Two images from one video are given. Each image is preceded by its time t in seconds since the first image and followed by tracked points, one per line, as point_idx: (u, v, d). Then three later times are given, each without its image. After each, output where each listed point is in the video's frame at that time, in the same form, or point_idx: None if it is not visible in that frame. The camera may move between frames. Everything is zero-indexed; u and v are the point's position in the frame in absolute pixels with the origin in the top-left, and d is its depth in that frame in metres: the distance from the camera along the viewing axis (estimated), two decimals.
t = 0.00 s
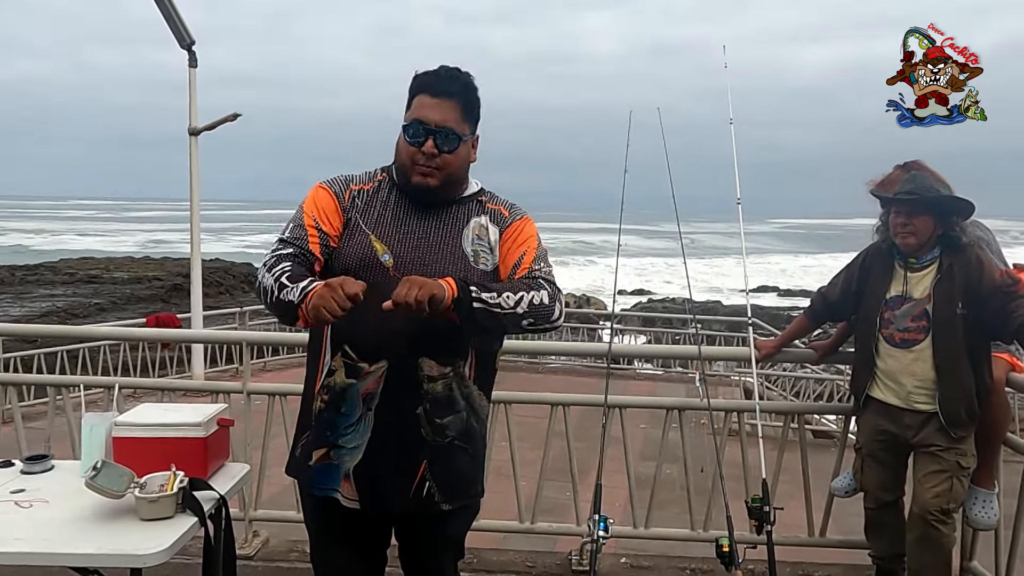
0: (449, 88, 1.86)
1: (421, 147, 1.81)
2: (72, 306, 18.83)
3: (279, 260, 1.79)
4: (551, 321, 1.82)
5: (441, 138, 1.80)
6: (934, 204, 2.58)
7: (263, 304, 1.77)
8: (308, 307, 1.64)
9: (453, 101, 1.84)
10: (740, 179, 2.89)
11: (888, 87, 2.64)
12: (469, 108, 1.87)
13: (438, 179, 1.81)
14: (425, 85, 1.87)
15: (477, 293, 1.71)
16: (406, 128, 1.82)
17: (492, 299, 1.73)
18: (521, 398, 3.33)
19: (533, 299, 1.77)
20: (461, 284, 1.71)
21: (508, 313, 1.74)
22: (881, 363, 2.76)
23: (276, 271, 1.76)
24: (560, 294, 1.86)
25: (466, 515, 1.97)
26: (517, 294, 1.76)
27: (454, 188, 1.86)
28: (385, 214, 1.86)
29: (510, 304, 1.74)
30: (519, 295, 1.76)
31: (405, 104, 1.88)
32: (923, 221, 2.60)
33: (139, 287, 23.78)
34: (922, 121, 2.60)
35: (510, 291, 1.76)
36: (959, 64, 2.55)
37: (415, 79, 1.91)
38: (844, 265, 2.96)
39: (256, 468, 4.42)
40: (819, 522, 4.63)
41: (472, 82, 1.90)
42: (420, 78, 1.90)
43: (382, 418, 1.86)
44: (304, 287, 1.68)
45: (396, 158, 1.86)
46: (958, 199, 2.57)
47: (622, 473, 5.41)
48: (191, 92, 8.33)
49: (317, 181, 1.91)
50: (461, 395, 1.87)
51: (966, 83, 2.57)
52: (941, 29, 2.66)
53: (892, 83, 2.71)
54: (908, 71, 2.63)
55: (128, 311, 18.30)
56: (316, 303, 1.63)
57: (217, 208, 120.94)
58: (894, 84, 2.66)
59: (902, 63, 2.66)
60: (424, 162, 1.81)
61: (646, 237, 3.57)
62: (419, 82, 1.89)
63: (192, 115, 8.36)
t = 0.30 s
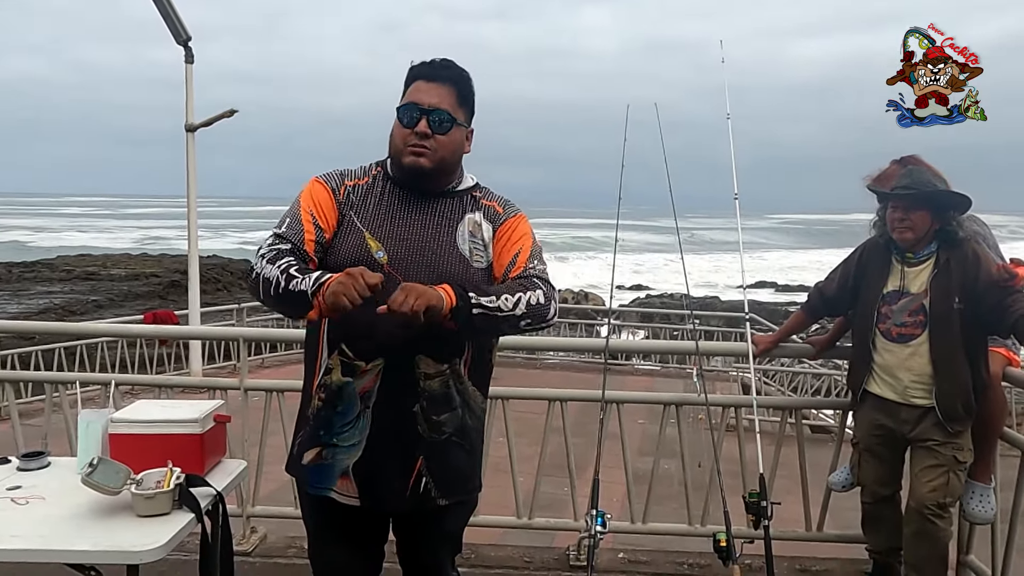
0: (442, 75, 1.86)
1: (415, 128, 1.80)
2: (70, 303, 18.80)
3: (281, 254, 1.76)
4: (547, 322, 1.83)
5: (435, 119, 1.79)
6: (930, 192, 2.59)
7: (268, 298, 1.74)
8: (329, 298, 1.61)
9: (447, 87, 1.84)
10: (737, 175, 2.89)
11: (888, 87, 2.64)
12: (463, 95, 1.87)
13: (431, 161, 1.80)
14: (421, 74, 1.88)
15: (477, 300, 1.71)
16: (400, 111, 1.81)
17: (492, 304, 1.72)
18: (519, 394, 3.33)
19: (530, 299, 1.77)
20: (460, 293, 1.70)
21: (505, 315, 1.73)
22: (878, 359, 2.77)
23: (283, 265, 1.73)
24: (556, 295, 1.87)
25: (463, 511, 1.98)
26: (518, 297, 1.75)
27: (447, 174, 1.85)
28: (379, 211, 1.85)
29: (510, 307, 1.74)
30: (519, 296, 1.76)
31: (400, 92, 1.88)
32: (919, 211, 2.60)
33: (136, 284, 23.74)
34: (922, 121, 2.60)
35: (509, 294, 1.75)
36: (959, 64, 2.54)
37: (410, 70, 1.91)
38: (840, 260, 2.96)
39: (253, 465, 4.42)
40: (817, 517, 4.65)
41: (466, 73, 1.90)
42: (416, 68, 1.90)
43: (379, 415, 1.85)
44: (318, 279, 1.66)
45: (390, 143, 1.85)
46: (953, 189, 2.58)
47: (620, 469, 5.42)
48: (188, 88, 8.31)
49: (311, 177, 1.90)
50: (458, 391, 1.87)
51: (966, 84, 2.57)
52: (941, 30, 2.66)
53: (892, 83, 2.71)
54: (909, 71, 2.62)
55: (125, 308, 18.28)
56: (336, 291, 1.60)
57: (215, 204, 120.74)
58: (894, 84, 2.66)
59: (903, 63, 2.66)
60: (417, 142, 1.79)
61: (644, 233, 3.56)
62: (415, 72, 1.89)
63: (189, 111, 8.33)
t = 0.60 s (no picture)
0: (438, 72, 1.86)
1: (411, 125, 1.80)
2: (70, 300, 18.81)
3: (282, 254, 1.76)
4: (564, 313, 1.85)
5: (431, 117, 1.79)
6: (928, 191, 2.59)
7: (276, 293, 1.73)
8: (365, 278, 1.63)
9: (443, 83, 1.84)
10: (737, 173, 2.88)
11: (888, 86, 2.64)
12: (459, 92, 1.87)
13: (428, 159, 1.80)
14: (416, 71, 1.88)
15: (532, 322, 1.69)
16: (396, 109, 1.81)
17: (539, 319, 1.72)
18: (518, 393, 3.33)
19: (558, 299, 1.80)
20: (519, 325, 1.67)
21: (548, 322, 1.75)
22: (877, 358, 2.77)
23: (290, 263, 1.73)
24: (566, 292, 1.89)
25: (461, 510, 1.97)
26: (550, 301, 1.77)
27: (444, 171, 1.84)
28: (375, 209, 1.86)
29: (552, 313, 1.76)
30: (551, 300, 1.78)
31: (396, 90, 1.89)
32: (918, 211, 2.60)
33: (137, 281, 23.74)
34: (922, 121, 2.60)
35: (543, 299, 1.76)
36: (959, 65, 2.54)
37: (405, 67, 1.91)
38: (840, 259, 2.96)
39: (253, 463, 4.42)
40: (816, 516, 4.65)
41: (461, 69, 1.90)
42: (411, 65, 1.90)
43: (372, 414, 1.85)
44: (340, 270, 1.68)
45: (386, 142, 1.85)
46: (951, 187, 2.57)
47: (619, 467, 5.42)
48: (189, 86, 8.30)
49: (307, 178, 1.90)
50: (453, 391, 1.86)
51: (966, 84, 2.57)
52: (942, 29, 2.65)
53: (892, 82, 2.71)
54: (908, 71, 2.62)
55: (125, 306, 18.29)
56: (370, 274, 1.62)
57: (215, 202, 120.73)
58: (894, 84, 2.66)
59: (903, 63, 2.65)
60: (414, 140, 1.79)
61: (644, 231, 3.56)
62: (410, 69, 1.89)
63: (189, 109, 8.33)
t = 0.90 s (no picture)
0: (438, 75, 1.87)
1: (412, 129, 1.81)
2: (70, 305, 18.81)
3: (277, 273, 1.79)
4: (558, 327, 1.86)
5: (431, 120, 1.80)
6: (926, 195, 2.59)
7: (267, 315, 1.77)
8: (288, 315, 1.67)
9: (443, 87, 1.85)
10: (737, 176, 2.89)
11: (888, 86, 2.65)
12: (459, 95, 1.87)
13: (429, 161, 1.80)
14: (416, 76, 1.89)
15: (491, 303, 1.72)
16: (396, 113, 1.82)
17: (507, 308, 1.74)
18: (518, 397, 3.33)
19: (545, 305, 1.80)
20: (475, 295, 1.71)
21: (519, 318, 1.75)
22: (877, 362, 2.77)
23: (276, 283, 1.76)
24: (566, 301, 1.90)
25: (461, 517, 1.97)
26: (530, 301, 1.78)
27: (445, 174, 1.85)
28: (375, 214, 1.86)
29: (524, 311, 1.76)
30: (532, 300, 1.78)
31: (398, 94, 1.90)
32: (917, 215, 2.61)
33: (137, 286, 23.73)
34: (922, 121, 2.61)
35: (524, 297, 1.77)
36: (959, 64, 2.55)
37: (406, 71, 1.92)
38: (841, 263, 2.97)
39: (253, 468, 4.42)
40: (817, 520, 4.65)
41: (461, 73, 1.91)
42: (412, 70, 1.91)
43: (374, 419, 1.85)
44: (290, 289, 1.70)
45: (388, 146, 1.86)
46: (950, 191, 2.58)
47: (619, 472, 5.41)
48: (189, 91, 8.32)
49: (306, 189, 1.92)
50: (454, 396, 1.86)
51: (966, 83, 2.58)
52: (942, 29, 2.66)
53: (892, 83, 2.72)
54: (909, 70, 2.63)
55: (125, 311, 18.27)
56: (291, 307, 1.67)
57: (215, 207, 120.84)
58: (894, 83, 2.67)
59: (903, 63, 2.66)
60: (415, 143, 1.80)
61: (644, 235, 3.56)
62: (411, 73, 1.90)
63: (189, 114, 8.35)
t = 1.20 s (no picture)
0: (436, 75, 1.87)
1: (411, 129, 1.81)
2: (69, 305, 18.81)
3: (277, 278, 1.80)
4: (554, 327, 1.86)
5: (430, 120, 1.80)
6: (925, 194, 2.60)
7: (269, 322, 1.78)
8: (296, 328, 1.67)
9: (442, 86, 1.85)
10: (736, 175, 2.89)
11: (888, 87, 2.65)
12: (457, 95, 1.87)
13: (428, 161, 1.80)
14: (415, 75, 1.89)
15: (490, 302, 1.72)
16: (395, 112, 1.82)
17: (505, 308, 1.74)
18: (518, 397, 3.33)
19: (541, 305, 1.79)
20: (474, 293, 1.71)
21: (518, 321, 1.75)
22: (876, 361, 2.77)
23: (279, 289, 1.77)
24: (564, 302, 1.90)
25: (461, 516, 1.97)
26: (529, 301, 1.78)
27: (443, 173, 1.85)
28: (373, 213, 1.86)
29: (522, 311, 1.76)
30: (531, 301, 1.78)
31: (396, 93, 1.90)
32: (916, 214, 2.61)
33: (136, 285, 23.71)
34: (922, 121, 2.60)
35: (522, 298, 1.77)
36: (959, 64, 2.55)
37: (405, 70, 1.92)
38: (840, 262, 2.97)
39: (253, 467, 4.42)
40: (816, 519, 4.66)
41: (460, 72, 1.91)
42: (410, 69, 1.91)
43: (376, 417, 1.86)
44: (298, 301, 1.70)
45: (386, 146, 1.86)
46: (949, 190, 2.58)
47: (618, 471, 5.42)
48: (189, 90, 8.32)
49: (303, 190, 1.92)
50: (454, 394, 1.87)
51: (966, 84, 2.58)
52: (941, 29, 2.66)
53: (892, 83, 2.72)
54: (909, 71, 2.63)
55: (125, 310, 18.27)
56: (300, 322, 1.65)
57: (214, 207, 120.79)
58: (894, 84, 2.67)
59: (902, 63, 2.66)
60: (413, 142, 1.80)
61: (643, 234, 3.56)
62: (410, 72, 1.90)
63: (189, 113, 8.35)
